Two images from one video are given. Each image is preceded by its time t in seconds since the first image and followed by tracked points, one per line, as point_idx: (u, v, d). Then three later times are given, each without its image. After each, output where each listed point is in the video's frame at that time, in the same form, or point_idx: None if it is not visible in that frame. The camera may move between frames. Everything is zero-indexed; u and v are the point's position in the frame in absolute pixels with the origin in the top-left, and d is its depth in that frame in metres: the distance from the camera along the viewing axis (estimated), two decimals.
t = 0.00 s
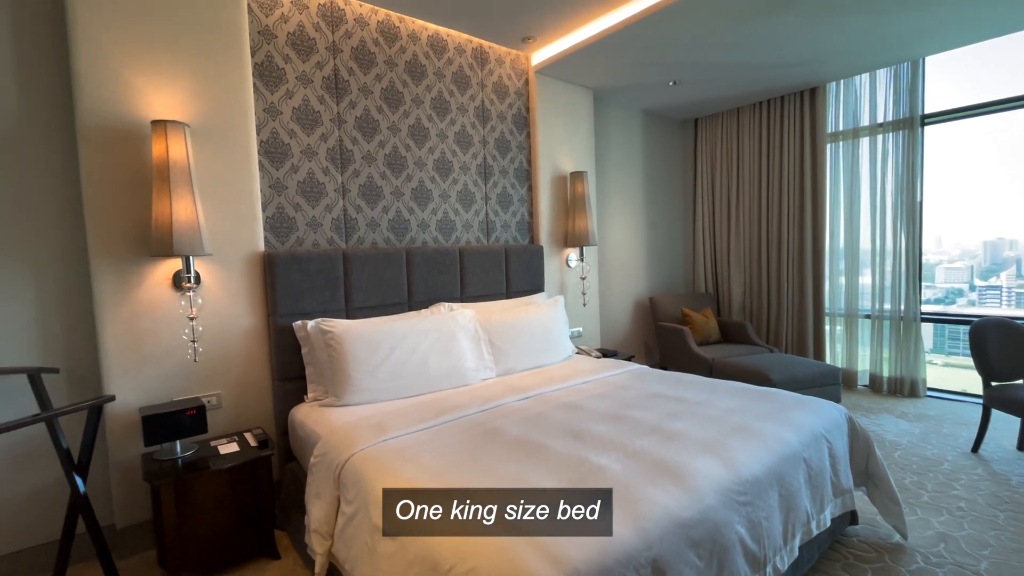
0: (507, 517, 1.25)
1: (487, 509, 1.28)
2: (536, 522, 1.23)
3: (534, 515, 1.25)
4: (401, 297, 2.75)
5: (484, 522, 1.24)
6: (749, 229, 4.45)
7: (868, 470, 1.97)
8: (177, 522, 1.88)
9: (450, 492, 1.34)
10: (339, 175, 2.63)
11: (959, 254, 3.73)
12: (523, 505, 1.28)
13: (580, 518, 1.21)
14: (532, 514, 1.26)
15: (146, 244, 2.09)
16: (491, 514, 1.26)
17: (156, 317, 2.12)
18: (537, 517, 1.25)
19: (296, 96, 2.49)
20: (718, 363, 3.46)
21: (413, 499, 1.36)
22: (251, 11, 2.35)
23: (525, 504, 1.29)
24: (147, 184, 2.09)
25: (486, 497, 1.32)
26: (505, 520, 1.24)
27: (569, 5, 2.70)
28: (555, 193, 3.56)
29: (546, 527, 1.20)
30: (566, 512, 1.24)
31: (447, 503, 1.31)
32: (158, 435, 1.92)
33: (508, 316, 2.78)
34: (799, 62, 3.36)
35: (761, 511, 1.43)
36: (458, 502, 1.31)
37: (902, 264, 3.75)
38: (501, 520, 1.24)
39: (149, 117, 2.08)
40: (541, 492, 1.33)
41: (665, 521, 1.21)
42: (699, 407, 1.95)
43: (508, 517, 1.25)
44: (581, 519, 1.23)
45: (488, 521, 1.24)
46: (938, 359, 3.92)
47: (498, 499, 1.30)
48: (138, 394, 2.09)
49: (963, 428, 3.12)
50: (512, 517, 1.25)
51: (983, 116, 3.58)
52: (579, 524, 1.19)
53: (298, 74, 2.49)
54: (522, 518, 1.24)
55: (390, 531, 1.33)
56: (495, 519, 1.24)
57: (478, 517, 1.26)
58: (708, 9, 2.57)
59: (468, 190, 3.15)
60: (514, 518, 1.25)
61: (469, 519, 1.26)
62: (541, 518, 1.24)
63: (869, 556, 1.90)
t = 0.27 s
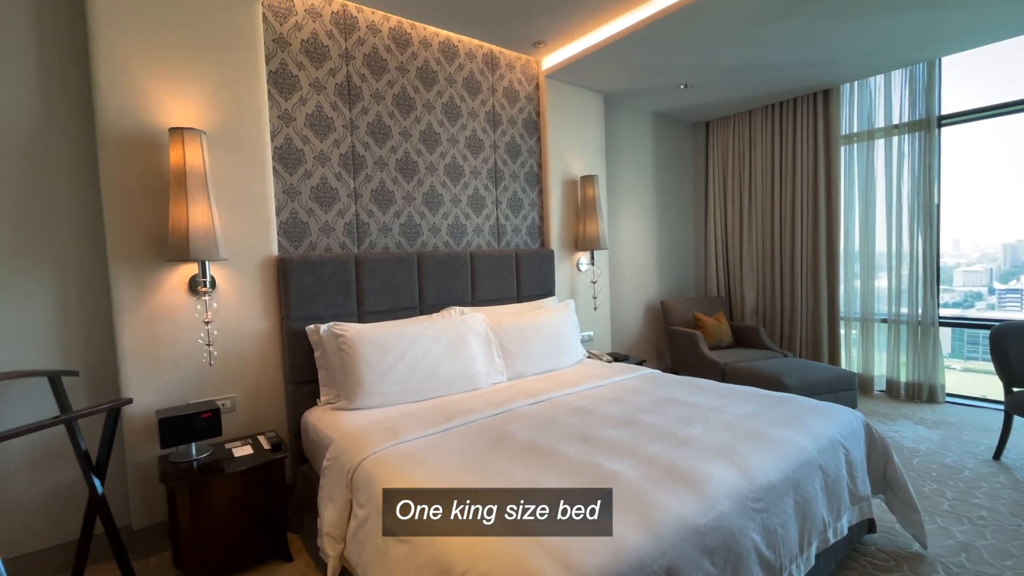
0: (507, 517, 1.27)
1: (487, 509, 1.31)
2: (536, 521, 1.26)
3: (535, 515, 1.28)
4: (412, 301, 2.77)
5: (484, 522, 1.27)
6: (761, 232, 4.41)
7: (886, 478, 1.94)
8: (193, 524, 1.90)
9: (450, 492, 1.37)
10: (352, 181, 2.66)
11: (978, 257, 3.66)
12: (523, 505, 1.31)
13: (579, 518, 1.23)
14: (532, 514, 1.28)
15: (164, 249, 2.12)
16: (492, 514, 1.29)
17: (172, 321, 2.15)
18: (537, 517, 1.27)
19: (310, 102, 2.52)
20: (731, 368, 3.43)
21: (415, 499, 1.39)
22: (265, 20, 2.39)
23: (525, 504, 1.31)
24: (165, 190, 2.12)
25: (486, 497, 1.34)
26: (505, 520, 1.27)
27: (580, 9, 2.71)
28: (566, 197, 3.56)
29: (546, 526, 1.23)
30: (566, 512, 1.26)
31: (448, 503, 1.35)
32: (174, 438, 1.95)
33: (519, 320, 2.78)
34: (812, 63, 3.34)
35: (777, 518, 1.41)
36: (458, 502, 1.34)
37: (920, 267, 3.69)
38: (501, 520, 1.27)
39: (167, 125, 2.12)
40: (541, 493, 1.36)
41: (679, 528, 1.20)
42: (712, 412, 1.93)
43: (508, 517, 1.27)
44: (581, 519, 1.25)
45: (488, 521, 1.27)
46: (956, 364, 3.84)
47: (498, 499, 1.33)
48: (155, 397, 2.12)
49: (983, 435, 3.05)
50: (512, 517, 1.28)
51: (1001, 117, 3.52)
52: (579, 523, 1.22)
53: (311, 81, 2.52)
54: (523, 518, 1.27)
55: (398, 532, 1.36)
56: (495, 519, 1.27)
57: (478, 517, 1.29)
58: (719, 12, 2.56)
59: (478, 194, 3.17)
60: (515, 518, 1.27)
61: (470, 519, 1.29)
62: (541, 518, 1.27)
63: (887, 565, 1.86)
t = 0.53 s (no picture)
0: (507, 517, 1.29)
1: (487, 509, 1.32)
2: (536, 521, 1.27)
3: (535, 514, 1.29)
4: (424, 303, 2.78)
5: (484, 522, 1.28)
6: (775, 234, 4.36)
7: (905, 483, 1.90)
8: (208, 523, 1.92)
9: (450, 492, 1.39)
10: (364, 184, 2.68)
11: (998, 259, 3.59)
12: (523, 505, 1.32)
13: (580, 518, 1.25)
14: (532, 513, 1.29)
15: (181, 252, 2.16)
16: (492, 514, 1.30)
17: (188, 323, 2.18)
18: (538, 516, 1.28)
19: (323, 107, 2.55)
20: (745, 371, 3.39)
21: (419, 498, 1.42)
22: (280, 26, 2.42)
23: (525, 504, 1.33)
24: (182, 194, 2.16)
25: (486, 497, 1.36)
26: (505, 520, 1.28)
27: (591, 12, 2.70)
28: (577, 199, 3.56)
29: (547, 526, 1.24)
30: (566, 512, 1.27)
31: (448, 503, 1.37)
32: (190, 438, 1.97)
33: (530, 322, 2.78)
34: (826, 63, 3.30)
35: (793, 524, 1.39)
36: (458, 502, 1.36)
37: (938, 269, 3.62)
38: (501, 520, 1.28)
39: (184, 130, 2.15)
40: (541, 493, 1.37)
41: (693, 533, 1.19)
42: (726, 416, 1.91)
43: (509, 517, 1.29)
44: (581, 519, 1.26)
45: (488, 520, 1.29)
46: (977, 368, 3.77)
47: (498, 499, 1.34)
48: (171, 398, 2.15)
49: (1005, 441, 2.98)
50: (513, 517, 1.29)
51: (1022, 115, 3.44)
52: (579, 523, 1.23)
53: (325, 85, 2.55)
54: (523, 517, 1.28)
55: (411, 534, 1.36)
56: (495, 519, 1.28)
57: (478, 517, 1.30)
58: (732, 12, 2.54)
59: (489, 197, 3.17)
60: (514, 518, 1.29)
61: (470, 519, 1.31)
62: (542, 518, 1.28)
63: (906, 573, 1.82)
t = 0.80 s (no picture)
0: (507, 517, 1.30)
1: (487, 509, 1.34)
2: (536, 521, 1.28)
3: (535, 515, 1.30)
4: (435, 304, 2.79)
5: (484, 522, 1.30)
6: (789, 235, 4.31)
7: (924, 489, 1.87)
8: (223, 523, 1.95)
9: (451, 492, 1.41)
10: (377, 186, 2.70)
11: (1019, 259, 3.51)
12: (523, 505, 1.34)
13: (579, 517, 1.26)
14: (532, 513, 1.31)
15: (197, 254, 2.19)
16: (491, 513, 1.32)
17: (205, 323, 2.21)
18: (538, 516, 1.30)
19: (336, 110, 2.57)
20: (758, 373, 3.35)
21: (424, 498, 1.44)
22: (294, 30, 2.45)
23: (525, 504, 1.34)
24: (198, 197, 2.19)
25: (486, 497, 1.37)
26: (505, 520, 1.29)
27: (603, 13, 2.70)
28: (588, 200, 3.55)
29: (547, 526, 1.25)
30: (567, 512, 1.29)
31: (448, 503, 1.39)
32: (205, 437, 2.00)
33: (541, 324, 2.78)
34: (840, 62, 3.26)
35: (809, 529, 1.37)
36: (458, 502, 1.38)
37: (957, 271, 3.55)
38: (501, 520, 1.30)
39: (201, 133, 2.19)
40: (541, 493, 1.38)
41: (707, 537, 1.18)
42: (740, 418, 1.89)
43: (508, 517, 1.30)
44: (581, 519, 1.27)
45: (488, 521, 1.30)
46: (997, 371, 3.69)
47: (498, 499, 1.35)
48: (188, 397, 2.19)
49: None
50: (513, 517, 1.30)
51: None
52: (579, 523, 1.24)
53: (338, 88, 2.57)
54: (523, 517, 1.30)
55: (424, 534, 1.36)
56: (494, 519, 1.29)
57: (478, 517, 1.32)
58: (744, 13, 2.53)
59: (501, 198, 3.18)
60: (514, 518, 1.30)
61: (470, 519, 1.33)
62: (542, 518, 1.29)
63: None
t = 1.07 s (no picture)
0: (507, 517, 1.31)
1: (487, 509, 1.35)
2: (536, 521, 1.29)
3: (535, 515, 1.31)
4: (446, 304, 2.80)
5: (484, 523, 1.31)
6: (803, 234, 4.26)
7: (942, 492, 1.84)
8: (238, 519, 1.97)
9: (450, 492, 1.43)
10: (389, 187, 2.72)
11: None
12: (523, 505, 1.34)
13: (579, 518, 1.26)
14: (532, 514, 1.31)
15: (213, 254, 2.22)
16: (491, 514, 1.32)
17: (220, 323, 2.24)
18: (538, 516, 1.30)
19: (349, 111, 2.59)
20: (771, 375, 3.32)
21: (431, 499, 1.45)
22: (308, 33, 2.48)
23: (525, 504, 1.35)
24: (214, 198, 2.22)
25: (487, 497, 1.38)
26: (505, 520, 1.30)
27: (614, 12, 2.69)
28: (599, 200, 3.54)
29: (546, 526, 1.26)
30: (566, 512, 1.29)
31: (448, 503, 1.41)
32: (221, 435, 2.03)
33: (552, 324, 2.78)
34: (856, 60, 3.22)
35: (825, 531, 1.36)
36: (458, 502, 1.39)
37: (977, 271, 3.49)
38: (501, 520, 1.30)
39: (217, 135, 2.22)
40: (542, 493, 1.39)
41: (722, 538, 1.17)
42: (754, 420, 1.88)
43: (508, 517, 1.31)
44: (580, 518, 1.28)
45: (488, 521, 1.31)
46: (1018, 374, 3.61)
47: (498, 499, 1.36)
48: (204, 396, 2.22)
49: None
50: (513, 517, 1.31)
51: None
52: (579, 523, 1.24)
53: (350, 90, 2.59)
54: (523, 517, 1.31)
55: (436, 533, 1.37)
56: (494, 519, 1.30)
57: (478, 517, 1.33)
58: (757, 11, 2.51)
59: (512, 198, 3.18)
60: (514, 518, 1.30)
61: (470, 519, 1.34)
62: (542, 518, 1.30)
63: None
